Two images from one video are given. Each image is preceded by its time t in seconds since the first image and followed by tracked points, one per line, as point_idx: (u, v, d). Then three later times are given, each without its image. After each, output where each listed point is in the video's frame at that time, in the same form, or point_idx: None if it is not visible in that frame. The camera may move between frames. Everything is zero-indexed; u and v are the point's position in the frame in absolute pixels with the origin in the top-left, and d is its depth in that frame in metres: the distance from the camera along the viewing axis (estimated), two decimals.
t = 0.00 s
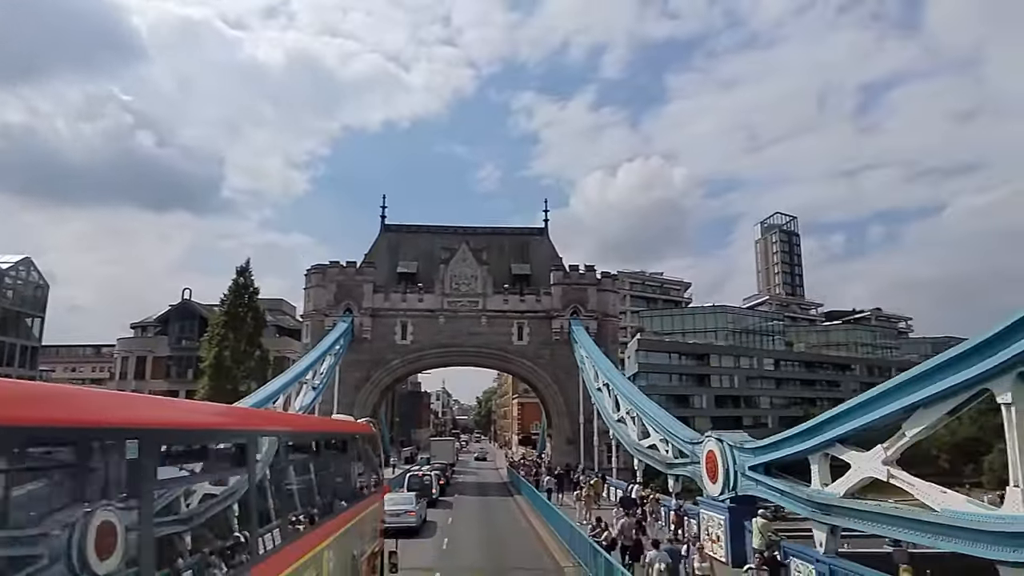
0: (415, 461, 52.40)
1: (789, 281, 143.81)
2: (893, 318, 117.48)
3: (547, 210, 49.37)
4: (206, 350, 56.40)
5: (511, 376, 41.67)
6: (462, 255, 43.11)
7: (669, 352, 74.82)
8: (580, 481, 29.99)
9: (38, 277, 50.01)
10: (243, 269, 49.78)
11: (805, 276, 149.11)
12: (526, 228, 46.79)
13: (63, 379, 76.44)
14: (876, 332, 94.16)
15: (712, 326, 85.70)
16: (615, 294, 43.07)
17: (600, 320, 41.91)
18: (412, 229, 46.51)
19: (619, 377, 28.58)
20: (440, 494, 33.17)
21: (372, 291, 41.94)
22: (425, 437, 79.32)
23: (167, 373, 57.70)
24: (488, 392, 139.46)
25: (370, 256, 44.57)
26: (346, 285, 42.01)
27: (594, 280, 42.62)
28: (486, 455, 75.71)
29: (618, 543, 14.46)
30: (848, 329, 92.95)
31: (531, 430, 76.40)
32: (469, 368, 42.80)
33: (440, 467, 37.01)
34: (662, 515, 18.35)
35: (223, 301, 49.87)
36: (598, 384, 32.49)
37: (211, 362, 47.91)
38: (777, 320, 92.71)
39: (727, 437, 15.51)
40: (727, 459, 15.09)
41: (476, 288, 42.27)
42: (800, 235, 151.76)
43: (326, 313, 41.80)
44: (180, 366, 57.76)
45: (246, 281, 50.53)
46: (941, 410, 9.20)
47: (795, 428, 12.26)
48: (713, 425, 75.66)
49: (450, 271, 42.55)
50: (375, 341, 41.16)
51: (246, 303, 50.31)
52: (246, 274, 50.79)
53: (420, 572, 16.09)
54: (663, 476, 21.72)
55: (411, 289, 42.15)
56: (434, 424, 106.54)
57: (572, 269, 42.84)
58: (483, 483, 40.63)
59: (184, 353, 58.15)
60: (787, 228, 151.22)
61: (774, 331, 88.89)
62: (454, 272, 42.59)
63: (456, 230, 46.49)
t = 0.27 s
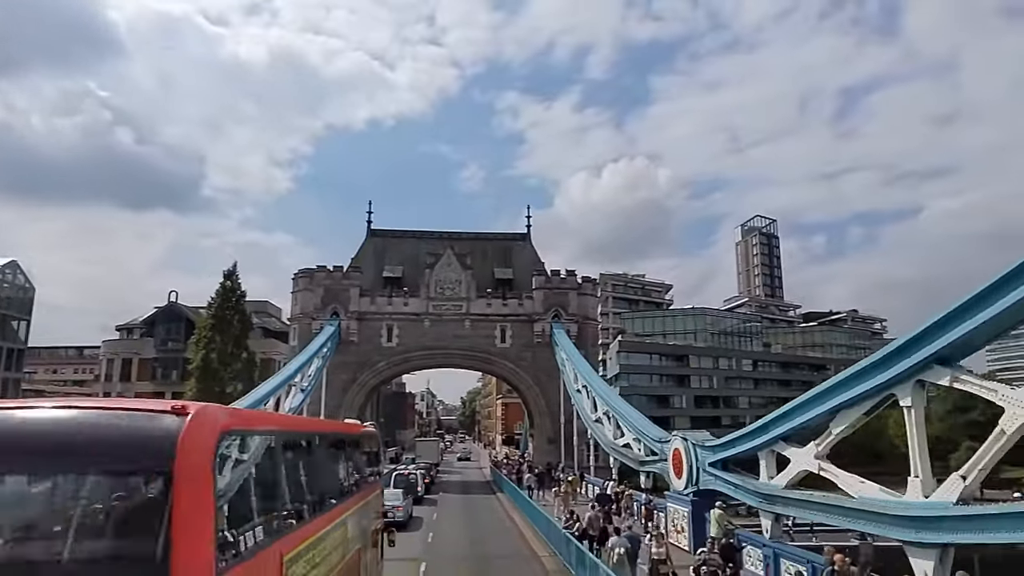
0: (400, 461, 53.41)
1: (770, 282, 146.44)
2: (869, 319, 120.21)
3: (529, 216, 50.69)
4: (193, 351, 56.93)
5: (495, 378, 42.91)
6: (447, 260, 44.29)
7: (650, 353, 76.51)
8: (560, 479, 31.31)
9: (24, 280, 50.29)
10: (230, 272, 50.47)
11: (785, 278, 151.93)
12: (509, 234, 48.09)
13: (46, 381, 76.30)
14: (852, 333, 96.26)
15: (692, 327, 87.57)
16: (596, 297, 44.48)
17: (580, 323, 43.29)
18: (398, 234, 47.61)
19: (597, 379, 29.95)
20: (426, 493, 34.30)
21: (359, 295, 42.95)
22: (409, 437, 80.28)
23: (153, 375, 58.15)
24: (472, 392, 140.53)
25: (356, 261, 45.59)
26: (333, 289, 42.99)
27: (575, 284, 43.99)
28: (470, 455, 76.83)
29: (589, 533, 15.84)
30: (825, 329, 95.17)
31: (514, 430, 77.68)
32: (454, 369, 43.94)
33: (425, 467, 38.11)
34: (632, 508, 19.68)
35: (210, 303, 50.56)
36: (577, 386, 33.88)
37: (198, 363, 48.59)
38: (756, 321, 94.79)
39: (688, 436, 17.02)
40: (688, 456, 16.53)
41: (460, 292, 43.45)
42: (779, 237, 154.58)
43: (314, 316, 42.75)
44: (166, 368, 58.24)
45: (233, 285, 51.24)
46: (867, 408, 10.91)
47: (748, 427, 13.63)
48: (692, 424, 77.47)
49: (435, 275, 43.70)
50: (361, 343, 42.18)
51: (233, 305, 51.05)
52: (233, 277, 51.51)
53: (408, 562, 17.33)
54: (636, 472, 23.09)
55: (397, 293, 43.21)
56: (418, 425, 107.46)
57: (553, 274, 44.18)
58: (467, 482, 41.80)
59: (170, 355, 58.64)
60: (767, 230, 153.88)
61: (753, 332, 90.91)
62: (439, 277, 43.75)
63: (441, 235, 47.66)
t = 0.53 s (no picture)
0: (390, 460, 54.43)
1: (754, 283, 148.64)
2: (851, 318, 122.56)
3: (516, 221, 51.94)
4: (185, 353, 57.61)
5: (483, 378, 44.13)
6: (436, 264, 45.47)
7: (635, 353, 78.03)
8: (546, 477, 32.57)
9: (17, 283, 50.82)
10: (222, 275, 51.21)
11: (769, 279, 154.37)
12: (497, 238, 49.35)
13: (35, 382, 76.49)
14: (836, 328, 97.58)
15: (677, 328, 89.21)
16: (581, 301, 45.86)
17: (566, 325, 44.59)
18: (388, 239, 48.72)
19: (580, 381, 31.24)
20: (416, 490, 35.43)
21: (350, 298, 44.02)
22: (399, 437, 81.24)
23: (145, 377, 58.78)
24: (461, 392, 141.57)
25: (347, 265, 46.66)
26: (325, 292, 44.04)
27: (561, 287, 45.35)
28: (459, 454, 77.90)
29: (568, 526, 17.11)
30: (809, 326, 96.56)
31: (502, 429, 78.88)
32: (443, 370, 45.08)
33: (415, 466, 39.23)
34: (611, 503, 20.90)
35: (203, 306, 51.38)
36: (562, 386, 35.22)
37: (191, 365, 49.37)
38: (740, 322, 96.61)
39: (659, 436, 18.40)
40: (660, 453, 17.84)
41: (449, 295, 44.63)
42: (764, 238, 156.80)
43: (306, 319, 43.76)
44: (157, 369, 58.89)
45: (225, 287, 52.08)
46: (808, 409, 12.42)
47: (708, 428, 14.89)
48: (677, 423, 79.05)
49: (425, 279, 44.87)
50: (352, 346, 43.25)
51: (225, 308, 51.90)
52: (226, 280, 52.35)
53: (400, 555, 18.51)
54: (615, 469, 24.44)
55: (387, 296, 44.32)
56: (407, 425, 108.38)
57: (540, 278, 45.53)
58: (456, 480, 42.96)
59: (161, 357, 59.30)
60: (752, 231, 156.10)
61: (737, 333, 92.71)
62: (428, 281, 44.92)
63: (430, 239, 48.83)
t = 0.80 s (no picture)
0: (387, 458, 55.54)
1: (748, 283, 150.15)
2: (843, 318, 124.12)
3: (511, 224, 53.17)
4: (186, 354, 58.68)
5: (478, 379, 45.32)
6: (432, 268, 46.68)
7: (628, 353, 79.35)
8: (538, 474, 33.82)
9: (22, 285, 51.77)
10: (223, 278, 52.25)
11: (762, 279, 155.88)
12: (492, 242, 50.58)
13: (35, 382, 77.33)
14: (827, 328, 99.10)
15: (670, 329, 90.58)
16: (574, 303, 47.08)
17: (559, 327, 45.82)
18: (385, 242, 49.90)
19: (572, 382, 32.41)
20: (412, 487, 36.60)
21: (348, 301, 45.17)
22: (395, 435, 82.38)
23: (146, 377, 59.79)
24: (457, 391, 142.73)
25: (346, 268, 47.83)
26: (324, 295, 45.18)
27: (554, 290, 46.57)
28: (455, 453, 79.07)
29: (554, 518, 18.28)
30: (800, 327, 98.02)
31: (497, 428, 80.10)
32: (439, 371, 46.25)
33: (412, 464, 40.41)
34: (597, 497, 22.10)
35: (204, 307, 52.45)
36: (554, 387, 36.37)
37: (192, 366, 50.50)
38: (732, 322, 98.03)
39: (642, 434, 19.73)
40: (643, 449, 19.01)
41: (445, 298, 45.82)
42: (758, 239, 158.33)
43: (305, 321, 44.88)
44: (159, 369, 59.92)
45: (226, 289, 53.15)
46: (768, 408, 13.82)
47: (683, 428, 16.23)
48: (669, 422, 80.39)
49: (421, 282, 46.07)
50: (350, 347, 44.39)
51: (226, 309, 53.00)
52: (227, 282, 53.42)
53: (397, 546, 19.68)
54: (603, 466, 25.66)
55: (385, 298, 45.48)
56: (404, 424, 109.52)
57: (534, 281, 46.75)
58: (451, 478, 44.13)
59: (162, 357, 60.32)
60: (746, 233, 157.64)
61: (729, 333, 94.08)
62: (425, 284, 46.12)
63: (427, 243, 50.02)
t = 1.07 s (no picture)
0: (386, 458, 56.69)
1: (745, 284, 151.50)
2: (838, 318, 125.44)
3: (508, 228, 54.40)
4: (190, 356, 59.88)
5: (476, 379, 46.53)
6: (431, 271, 47.92)
7: (625, 354, 80.62)
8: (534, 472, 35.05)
9: (31, 288, 52.85)
10: (227, 281, 53.39)
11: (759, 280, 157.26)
12: (489, 245, 51.86)
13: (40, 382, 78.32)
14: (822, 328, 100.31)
15: (666, 330, 91.85)
16: (570, 306, 48.34)
17: (555, 329, 47.08)
18: (386, 246, 51.12)
19: (567, 383, 33.60)
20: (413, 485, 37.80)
21: (350, 304, 46.35)
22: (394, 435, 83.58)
23: (151, 377, 60.93)
24: (456, 391, 143.92)
25: (347, 271, 49.05)
26: (326, 298, 46.40)
27: (551, 293, 47.81)
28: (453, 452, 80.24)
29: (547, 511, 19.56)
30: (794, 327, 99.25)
31: (495, 428, 81.31)
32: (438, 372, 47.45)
33: (412, 462, 41.60)
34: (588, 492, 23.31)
35: (209, 310, 53.66)
36: (550, 387, 37.56)
37: (197, 367, 51.70)
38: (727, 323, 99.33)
39: (630, 434, 21.01)
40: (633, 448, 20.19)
41: (444, 300, 47.03)
42: (754, 240, 159.69)
43: (308, 324, 46.10)
44: (163, 370, 61.03)
45: (230, 292, 54.33)
46: (741, 408, 15.06)
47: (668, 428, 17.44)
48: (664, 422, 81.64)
49: (421, 285, 47.30)
50: (352, 348, 45.59)
51: (230, 312, 54.21)
52: (230, 285, 54.58)
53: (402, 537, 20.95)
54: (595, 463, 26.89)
55: (385, 301, 46.67)
56: (404, 423, 110.64)
57: (531, 284, 47.99)
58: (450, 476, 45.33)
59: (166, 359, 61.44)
60: (743, 233, 158.93)
61: (725, 334, 95.37)
62: (424, 287, 47.34)
63: (426, 247, 51.24)
